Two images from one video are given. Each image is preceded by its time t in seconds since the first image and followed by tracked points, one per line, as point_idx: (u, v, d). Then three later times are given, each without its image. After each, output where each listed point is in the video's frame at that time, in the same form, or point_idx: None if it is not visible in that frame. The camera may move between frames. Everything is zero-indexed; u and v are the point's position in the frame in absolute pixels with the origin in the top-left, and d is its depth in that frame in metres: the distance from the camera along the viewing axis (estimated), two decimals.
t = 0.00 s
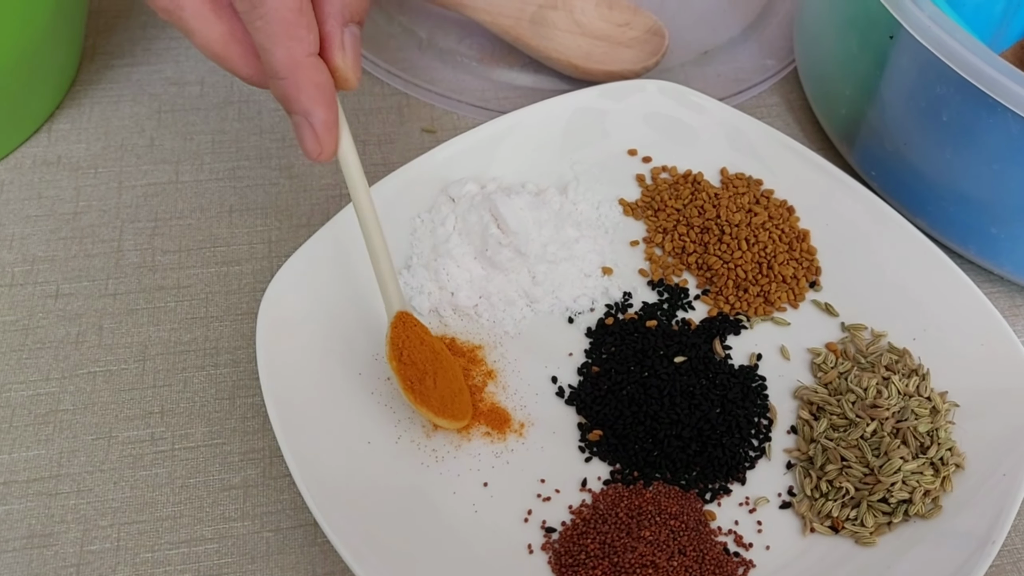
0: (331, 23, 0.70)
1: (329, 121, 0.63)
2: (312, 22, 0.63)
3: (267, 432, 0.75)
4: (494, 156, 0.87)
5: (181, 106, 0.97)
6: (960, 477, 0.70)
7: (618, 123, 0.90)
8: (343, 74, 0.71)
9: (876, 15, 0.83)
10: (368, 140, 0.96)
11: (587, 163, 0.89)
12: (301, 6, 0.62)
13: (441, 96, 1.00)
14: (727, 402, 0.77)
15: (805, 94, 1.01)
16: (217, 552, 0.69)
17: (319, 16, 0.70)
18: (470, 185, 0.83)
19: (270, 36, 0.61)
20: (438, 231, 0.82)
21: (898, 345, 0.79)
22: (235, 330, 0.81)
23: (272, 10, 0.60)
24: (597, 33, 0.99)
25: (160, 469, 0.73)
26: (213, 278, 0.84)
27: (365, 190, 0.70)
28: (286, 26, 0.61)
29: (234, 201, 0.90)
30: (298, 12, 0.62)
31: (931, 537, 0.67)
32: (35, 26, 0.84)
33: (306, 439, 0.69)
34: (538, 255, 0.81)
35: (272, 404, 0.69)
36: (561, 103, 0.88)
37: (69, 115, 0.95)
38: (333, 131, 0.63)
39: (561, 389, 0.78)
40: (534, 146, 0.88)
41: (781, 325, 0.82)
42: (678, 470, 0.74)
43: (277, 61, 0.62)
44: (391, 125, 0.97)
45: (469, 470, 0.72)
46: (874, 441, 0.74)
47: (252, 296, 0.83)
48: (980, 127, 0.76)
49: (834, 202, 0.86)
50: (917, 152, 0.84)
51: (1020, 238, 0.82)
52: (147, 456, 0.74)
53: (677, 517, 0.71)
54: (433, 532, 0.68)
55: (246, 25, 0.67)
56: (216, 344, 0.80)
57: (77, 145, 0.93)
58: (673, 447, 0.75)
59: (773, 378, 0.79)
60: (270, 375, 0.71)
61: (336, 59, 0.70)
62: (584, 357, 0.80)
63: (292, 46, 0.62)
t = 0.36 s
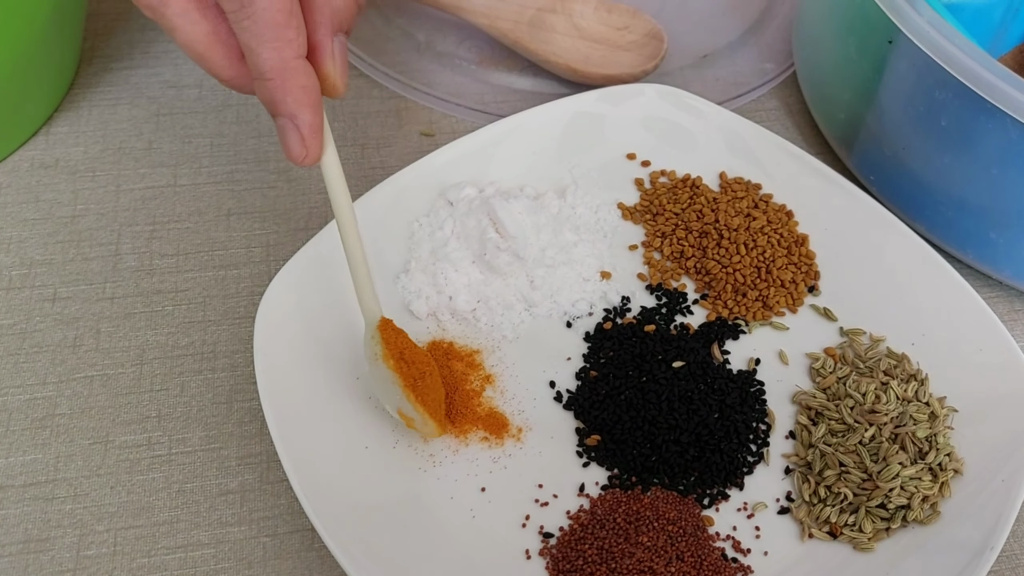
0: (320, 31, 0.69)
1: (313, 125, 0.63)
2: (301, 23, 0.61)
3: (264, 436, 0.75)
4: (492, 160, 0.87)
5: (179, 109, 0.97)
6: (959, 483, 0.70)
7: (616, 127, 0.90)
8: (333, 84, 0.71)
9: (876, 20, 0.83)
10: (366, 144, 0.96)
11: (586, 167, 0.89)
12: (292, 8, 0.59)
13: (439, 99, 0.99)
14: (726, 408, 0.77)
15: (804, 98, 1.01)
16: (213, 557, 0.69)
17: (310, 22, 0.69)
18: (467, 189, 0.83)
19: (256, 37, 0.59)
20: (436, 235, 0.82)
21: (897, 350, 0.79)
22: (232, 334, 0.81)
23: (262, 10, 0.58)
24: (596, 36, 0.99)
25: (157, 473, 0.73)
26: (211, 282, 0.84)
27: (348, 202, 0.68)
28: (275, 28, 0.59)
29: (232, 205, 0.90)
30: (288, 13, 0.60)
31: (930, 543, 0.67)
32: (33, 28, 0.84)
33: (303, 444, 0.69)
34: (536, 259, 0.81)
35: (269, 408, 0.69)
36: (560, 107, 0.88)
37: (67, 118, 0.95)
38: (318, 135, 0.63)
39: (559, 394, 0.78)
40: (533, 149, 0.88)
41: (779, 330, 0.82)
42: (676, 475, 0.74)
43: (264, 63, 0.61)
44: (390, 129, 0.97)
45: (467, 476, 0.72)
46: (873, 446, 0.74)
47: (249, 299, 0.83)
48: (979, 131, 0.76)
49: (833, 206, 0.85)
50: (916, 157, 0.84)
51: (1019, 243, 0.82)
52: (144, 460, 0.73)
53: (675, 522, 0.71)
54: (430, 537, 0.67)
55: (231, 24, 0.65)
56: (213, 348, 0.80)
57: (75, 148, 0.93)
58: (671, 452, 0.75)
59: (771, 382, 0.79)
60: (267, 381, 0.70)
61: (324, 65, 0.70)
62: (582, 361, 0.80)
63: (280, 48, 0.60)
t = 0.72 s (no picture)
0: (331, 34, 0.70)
1: (330, 109, 0.60)
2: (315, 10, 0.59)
3: (263, 437, 0.75)
4: (493, 160, 0.86)
5: (180, 108, 0.97)
6: (962, 486, 0.70)
7: (618, 127, 0.90)
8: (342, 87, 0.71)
9: (879, 21, 0.83)
10: (366, 144, 0.95)
11: (588, 167, 0.89)
12: None
13: (440, 99, 0.99)
14: (728, 409, 0.76)
15: (806, 99, 1.01)
16: (212, 559, 0.68)
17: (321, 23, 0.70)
18: (469, 189, 0.83)
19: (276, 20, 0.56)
20: (437, 235, 0.81)
21: (899, 352, 0.79)
22: (232, 335, 0.81)
23: None
24: (598, 36, 0.99)
25: (156, 474, 0.72)
26: (210, 282, 0.84)
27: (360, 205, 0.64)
28: (295, 12, 0.57)
29: (232, 204, 0.89)
30: None
31: (933, 547, 0.67)
32: (33, 26, 0.83)
33: (303, 445, 0.68)
34: (537, 260, 0.81)
35: (268, 409, 0.69)
36: (562, 107, 0.88)
37: (66, 117, 0.95)
38: (336, 119, 0.60)
39: (560, 396, 0.77)
40: (534, 149, 0.87)
41: (781, 331, 0.81)
42: (678, 477, 0.74)
43: (281, 47, 0.57)
44: (391, 129, 0.97)
45: (468, 478, 0.71)
46: (876, 449, 0.74)
47: (249, 299, 0.83)
48: (983, 133, 0.76)
49: (836, 207, 0.85)
50: (919, 158, 0.84)
51: (1022, 245, 0.81)
52: (142, 461, 0.73)
53: (676, 525, 0.70)
54: (431, 540, 0.67)
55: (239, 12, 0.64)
56: (213, 348, 0.80)
57: (74, 147, 0.92)
58: (673, 454, 0.74)
59: (774, 384, 0.79)
60: (267, 381, 0.70)
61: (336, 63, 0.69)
62: (583, 363, 0.80)
63: (299, 32, 0.57)
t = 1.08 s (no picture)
0: None
1: None
2: None
3: (260, 438, 0.75)
4: (491, 161, 0.86)
5: (176, 108, 0.96)
6: (962, 487, 0.70)
7: (616, 128, 0.89)
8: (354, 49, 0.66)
9: (879, 20, 0.82)
10: (364, 144, 0.95)
11: (586, 167, 0.88)
12: None
13: (438, 98, 0.99)
14: (727, 411, 0.76)
15: (805, 98, 1.00)
16: (209, 561, 0.68)
17: None
18: (467, 189, 0.82)
19: None
20: (435, 236, 0.81)
21: (899, 353, 0.78)
22: (229, 335, 0.80)
23: None
24: (596, 36, 0.99)
25: (152, 476, 0.72)
26: (207, 283, 0.83)
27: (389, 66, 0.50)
28: None
29: (229, 205, 0.89)
30: None
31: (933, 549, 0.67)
32: (31, 24, 0.83)
33: (300, 447, 0.68)
34: (536, 260, 0.80)
35: (265, 411, 0.68)
36: (560, 107, 0.88)
37: (63, 117, 0.94)
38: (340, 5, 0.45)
39: (559, 397, 0.77)
40: (532, 150, 0.87)
41: (780, 332, 0.81)
42: (676, 479, 0.73)
43: None
44: (388, 128, 0.96)
45: (466, 480, 0.71)
46: (875, 450, 0.73)
47: (246, 300, 0.82)
48: (984, 134, 0.75)
49: (836, 208, 0.85)
50: (919, 159, 0.84)
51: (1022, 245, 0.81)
52: (139, 463, 0.73)
53: (675, 526, 0.70)
54: (429, 541, 0.67)
55: None
56: (210, 349, 0.79)
57: (71, 147, 0.92)
58: (672, 456, 0.73)
59: (773, 386, 0.78)
60: (264, 386, 0.70)
61: None
62: (582, 364, 0.79)
63: None
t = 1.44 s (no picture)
0: None
1: None
2: None
3: (250, 445, 0.74)
4: (483, 166, 0.85)
5: (167, 113, 0.96)
6: (954, 494, 0.70)
7: (608, 133, 0.89)
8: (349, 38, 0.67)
9: (871, 26, 0.82)
10: (356, 148, 0.95)
11: (578, 172, 0.88)
12: None
13: (430, 103, 0.98)
14: (719, 417, 0.75)
15: (799, 102, 1.00)
16: (198, 569, 0.68)
17: None
18: (458, 195, 0.82)
19: None
20: (427, 241, 0.81)
21: (892, 358, 0.78)
22: (219, 342, 0.80)
23: None
24: (589, 40, 0.99)
25: (141, 484, 0.72)
26: (197, 289, 0.83)
27: None
28: None
29: (220, 210, 0.89)
30: None
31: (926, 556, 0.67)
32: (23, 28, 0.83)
33: (289, 455, 0.67)
34: (527, 266, 0.80)
35: (255, 418, 0.68)
36: (552, 112, 0.87)
37: (53, 121, 0.94)
38: None
39: (551, 403, 0.77)
40: (524, 155, 0.87)
41: (773, 338, 0.81)
42: (668, 486, 0.72)
43: None
44: (380, 133, 0.96)
45: (457, 487, 0.71)
46: (868, 457, 0.73)
47: (236, 306, 0.82)
48: (977, 139, 0.75)
49: (829, 213, 0.84)
50: (912, 163, 0.83)
51: (1015, 250, 0.81)
52: (128, 470, 0.72)
53: (667, 534, 0.69)
54: (418, 548, 0.67)
55: None
56: (200, 355, 0.79)
57: (61, 152, 0.91)
58: (663, 462, 0.73)
59: (765, 392, 0.78)
60: (254, 394, 0.69)
61: None
62: (574, 370, 0.79)
63: None
